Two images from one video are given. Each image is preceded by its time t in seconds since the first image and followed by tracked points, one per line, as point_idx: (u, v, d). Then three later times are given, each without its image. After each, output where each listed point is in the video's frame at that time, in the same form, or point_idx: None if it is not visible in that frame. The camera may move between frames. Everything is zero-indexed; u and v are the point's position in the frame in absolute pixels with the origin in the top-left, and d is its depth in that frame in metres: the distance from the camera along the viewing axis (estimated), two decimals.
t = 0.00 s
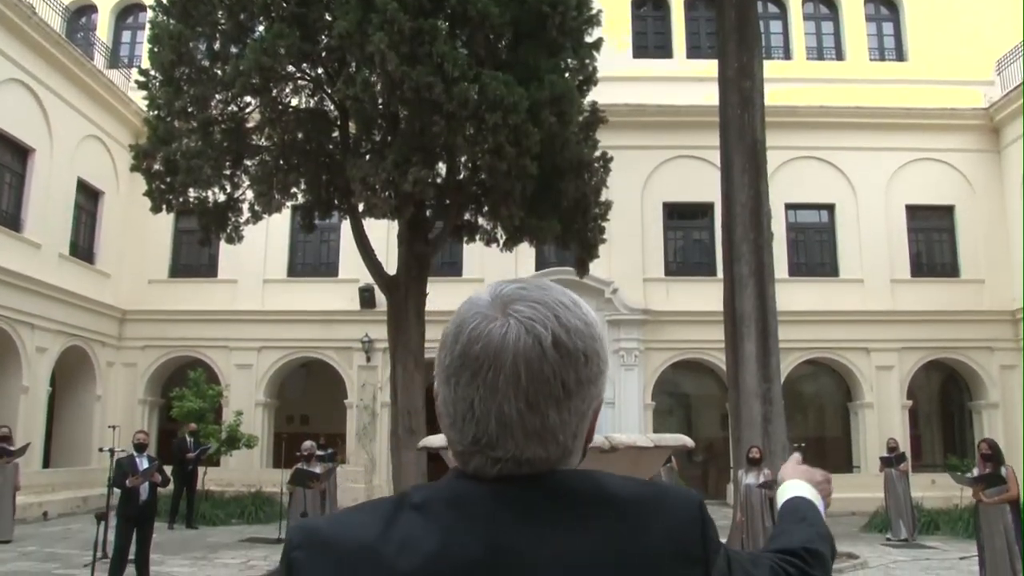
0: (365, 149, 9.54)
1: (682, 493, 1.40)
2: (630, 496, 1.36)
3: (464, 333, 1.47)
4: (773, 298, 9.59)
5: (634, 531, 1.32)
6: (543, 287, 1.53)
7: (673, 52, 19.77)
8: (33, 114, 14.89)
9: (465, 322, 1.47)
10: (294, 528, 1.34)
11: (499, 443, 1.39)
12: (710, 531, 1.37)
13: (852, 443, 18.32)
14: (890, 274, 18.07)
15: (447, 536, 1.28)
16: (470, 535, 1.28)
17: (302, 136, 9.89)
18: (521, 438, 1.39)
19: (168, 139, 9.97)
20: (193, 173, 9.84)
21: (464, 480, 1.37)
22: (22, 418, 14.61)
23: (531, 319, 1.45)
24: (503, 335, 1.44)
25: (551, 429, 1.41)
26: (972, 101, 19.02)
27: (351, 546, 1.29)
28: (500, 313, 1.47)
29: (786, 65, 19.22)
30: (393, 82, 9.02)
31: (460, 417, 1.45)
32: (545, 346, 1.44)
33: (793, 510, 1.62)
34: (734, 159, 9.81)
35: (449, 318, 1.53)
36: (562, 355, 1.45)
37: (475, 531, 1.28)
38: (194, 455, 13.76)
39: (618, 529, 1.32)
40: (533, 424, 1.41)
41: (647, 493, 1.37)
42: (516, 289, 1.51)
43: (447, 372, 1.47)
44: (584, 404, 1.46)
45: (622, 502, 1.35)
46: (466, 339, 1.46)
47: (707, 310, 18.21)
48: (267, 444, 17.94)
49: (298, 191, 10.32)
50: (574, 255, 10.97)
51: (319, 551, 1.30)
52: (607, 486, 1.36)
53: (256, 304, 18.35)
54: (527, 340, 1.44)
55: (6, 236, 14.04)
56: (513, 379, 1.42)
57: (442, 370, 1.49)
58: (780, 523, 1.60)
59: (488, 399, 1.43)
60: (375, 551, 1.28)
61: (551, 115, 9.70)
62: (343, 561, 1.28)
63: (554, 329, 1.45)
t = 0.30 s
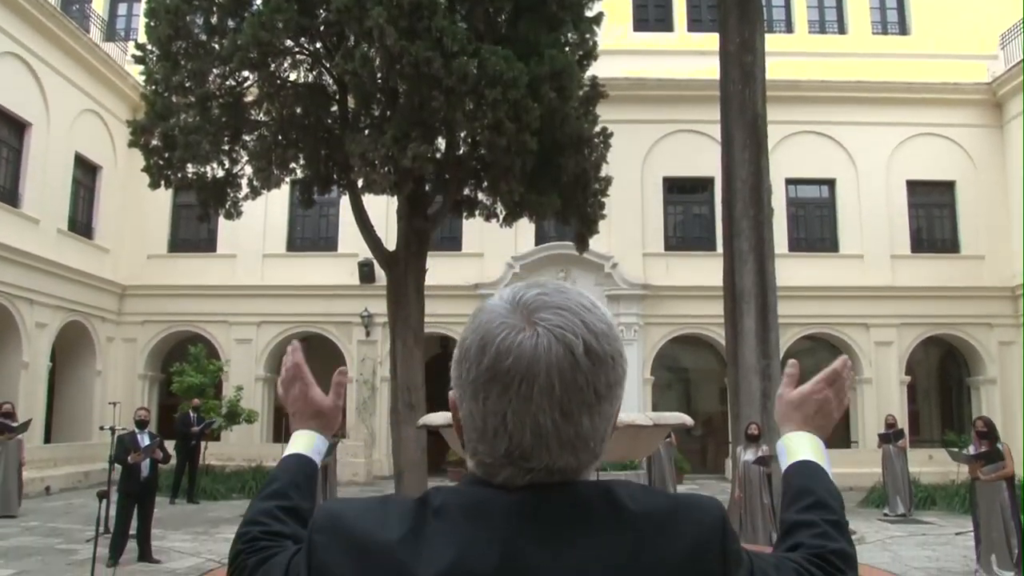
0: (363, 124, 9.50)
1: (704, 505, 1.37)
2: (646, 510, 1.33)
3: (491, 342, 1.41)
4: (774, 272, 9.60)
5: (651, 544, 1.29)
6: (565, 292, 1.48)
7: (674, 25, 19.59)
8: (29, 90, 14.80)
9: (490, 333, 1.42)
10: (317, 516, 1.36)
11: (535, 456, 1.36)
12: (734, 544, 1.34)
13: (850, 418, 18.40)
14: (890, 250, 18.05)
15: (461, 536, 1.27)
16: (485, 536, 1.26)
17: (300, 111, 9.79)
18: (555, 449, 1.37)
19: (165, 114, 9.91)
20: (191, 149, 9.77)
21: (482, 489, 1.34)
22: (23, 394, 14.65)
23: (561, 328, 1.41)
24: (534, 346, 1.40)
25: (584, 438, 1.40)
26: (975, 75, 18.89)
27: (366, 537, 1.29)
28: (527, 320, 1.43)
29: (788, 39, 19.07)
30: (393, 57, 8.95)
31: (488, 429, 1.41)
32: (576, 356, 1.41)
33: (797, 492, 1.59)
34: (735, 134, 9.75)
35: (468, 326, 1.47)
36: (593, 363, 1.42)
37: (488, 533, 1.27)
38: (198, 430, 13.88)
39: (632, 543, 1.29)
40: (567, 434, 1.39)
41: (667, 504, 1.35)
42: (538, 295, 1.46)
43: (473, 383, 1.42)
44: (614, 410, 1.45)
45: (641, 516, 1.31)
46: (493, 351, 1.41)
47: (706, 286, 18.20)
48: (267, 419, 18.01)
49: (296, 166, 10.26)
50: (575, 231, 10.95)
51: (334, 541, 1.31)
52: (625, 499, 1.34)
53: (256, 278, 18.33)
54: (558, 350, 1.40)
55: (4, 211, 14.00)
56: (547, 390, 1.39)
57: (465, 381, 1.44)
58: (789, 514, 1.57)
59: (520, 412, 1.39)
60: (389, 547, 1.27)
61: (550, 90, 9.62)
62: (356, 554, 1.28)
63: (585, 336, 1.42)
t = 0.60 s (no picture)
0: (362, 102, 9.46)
1: (712, 510, 1.35)
2: (655, 515, 1.30)
3: (507, 349, 1.37)
4: (774, 251, 9.53)
5: (661, 550, 1.27)
6: (577, 295, 1.45)
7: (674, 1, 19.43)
8: (25, 66, 14.70)
9: (504, 339, 1.38)
10: (328, 513, 1.33)
11: (551, 461, 1.34)
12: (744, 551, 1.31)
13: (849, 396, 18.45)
14: (890, 227, 18.04)
15: (472, 536, 1.23)
16: (495, 538, 1.23)
17: (299, 88, 9.72)
18: (570, 455, 1.34)
19: (163, 92, 9.84)
20: (190, 127, 9.70)
21: (492, 492, 1.31)
22: (24, 372, 14.69)
23: (577, 333, 1.38)
24: (550, 352, 1.36)
25: (599, 443, 1.37)
26: (978, 52, 18.77)
27: (376, 536, 1.26)
28: (542, 326, 1.39)
29: (789, 14, 18.92)
30: (392, 33, 8.89)
31: (502, 435, 1.37)
32: (593, 362, 1.38)
33: (769, 496, 1.53)
34: (736, 111, 9.70)
35: (479, 330, 1.42)
36: (609, 368, 1.39)
37: (499, 536, 1.23)
38: (199, 407, 13.95)
39: (641, 548, 1.26)
40: (583, 440, 1.36)
41: (677, 511, 1.32)
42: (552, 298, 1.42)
43: (487, 389, 1.38)
44: (628, 414, 1.43)
45: (652, 521, 1.29)
46: (508, 357, 1.37)
47: (706, 263, 18.18)
48: (267, 396, 18.06)
49: (295, 144, 10.20)
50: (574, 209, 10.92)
51: (342, 540, 1.28)
52: (634, 503, 1.31)
53: (255, 256, 18.33)
54: (574, 355, 1.37)
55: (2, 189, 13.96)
56: (563, 397, 1.36)
57: (479, 389, 1.40)
58: (765, 518, 1.52)
59: (536, 418, 1.36)
60: (398, 547, 1.24)
61: (551, 68, 9.55)
62: (365, 552, 1.26)
63: (601, 342, 1.39)
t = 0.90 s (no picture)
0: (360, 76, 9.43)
1: (715, 511, 1.35)
2: (660, 516, 1.31)
3: (515, 354, 1.36)
4: (774, 227, 9.53)
5: (665, 553, 1.27)
6: (581, 297, 1.43)
7: None
8: (21, 38, 14.57)
9: (511, 343, 1.36)
10: (331, 516, 1.34)
11: (558, 464, 1.34)
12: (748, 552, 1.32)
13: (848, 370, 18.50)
14: (890, 201, 17.99)
15: (477, 538, 1.24)
16: (499, 540, 1.23)
17: (298, 62, 9.64)
18: (578, 457, 1.35)
19: (160, 66, 9.75)
20: (188, 102, 9.61)
21: (496, 495, 1.31)
22: (24, 346, 14.71)
23: (585, 338, 1.37)
24: (558, 356, 1.35)
25: (605, 445, 1.38)
26: (982, 25, 18.61)
27: (380, 535, 1.26)
28: (549, 330, 1.37)
29: None
30: (391, 6, 8.81)
31: (510, 439, 1.36)
32: (599, 364, 1.37)
33: (752, 514, 1.56)
34: (738, 85, 9.62)
35: (483, 333, 1.40)
36: (615, 370, 1.39)
37: (504, 535, 1.24)
38: (198, 381, 13.96)
39: (644, 549, 1.27)
40: (590, 442, 1.36)
41: (681, 512, 1.33)
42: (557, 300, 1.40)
43: (494, 394, 1.37)
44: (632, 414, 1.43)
45: (655, 522, 1.30)
46: (516, 363, 1.35)
47: (706, 238, 18.15)
48: (267, 369, 18.11)
49: (294, 118, 10.13)
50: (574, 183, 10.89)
51: (346, 542, 1.28)
52: (638, 504, 1.32)
53: (255, 229, 18.29)
54: (582, 359, 1.36)
55: None
56: (571, 401, 1.36)
57: (486, 393, 1.38)
58: (754, 533, 1.53)
59: (544, 421, 1.35)
60: (402, 546, 1.24)
61: (551, 42, 9.45)
62: (369, 553, 1.26)
63: (608, 344, 1.38)
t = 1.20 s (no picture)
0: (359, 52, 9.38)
1: (717, 511, 1.35)
2: (658, 513, 1.32)
3: (509, 356, 1.36)
4: (774, 204, 9.50)
5: (665, 551, 1.28)
6: (575, 296, 1.43)
7: None
8: (16, 13, 14.44)
9: (506, 345, 1.36)
10: (332, 517, 1.35)
11: (557, 463, 1.34)
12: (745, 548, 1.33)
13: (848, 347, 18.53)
14: (891, 177, 17.94)
15: (476, 533, 1.24)
16: (498, 537, 1.24)
17: (297, 38, 9.54)
18: (575, 456, 1.35)
19: (158, 42, 9.68)
20: (186, 79, 9.52)
21: (495, 493, 1.31)
22: (25, 324, 14.73)
23: (579, 339, 1.37)
24: (554, 357, 1.36)
25: (602, 442, 1.38)
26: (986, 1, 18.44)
27: (381, 533, 1.27)
28: (544, 329, 1.38)
29: None
30: None
31: (508, 440, 1.36)
32: (595, 364, 1.37)
33: (756, 526, 1.57)
34: (739, 61, 9.56)
35: (479, 336, 1.40)
36: (610, 369, 1.39)
37: (502, 531, 1.24)
38: (198, 359, 13.92)
39: (643, 546, 1.28)
40: (587, 440, 1.36)
41: (681, 510, 1.34)
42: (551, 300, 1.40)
43: (491, 395, 1.37)
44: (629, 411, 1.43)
45: (654, 519, 1.31)
46: (512, 365, 1.36)
47: (707, 214, 18.11)
48: (268, 346, 18.16)
49: (293, 95, 10.06)
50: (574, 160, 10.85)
51: (347, 542, 1.29)
52: (637, 501, 1.33)
53: (254, 205, 18.25)
54: (576, 360, 1.36)
55: None
56: (568, 401, 1.36)
57: (483, 395, 1.39)
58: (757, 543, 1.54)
59: (540, 420, 1.35)
60: (403, 544, 1.25)
61: (551, 17, 9.36)
62: (369, 552, 1.27)
63: (602, 343, 1.38)
